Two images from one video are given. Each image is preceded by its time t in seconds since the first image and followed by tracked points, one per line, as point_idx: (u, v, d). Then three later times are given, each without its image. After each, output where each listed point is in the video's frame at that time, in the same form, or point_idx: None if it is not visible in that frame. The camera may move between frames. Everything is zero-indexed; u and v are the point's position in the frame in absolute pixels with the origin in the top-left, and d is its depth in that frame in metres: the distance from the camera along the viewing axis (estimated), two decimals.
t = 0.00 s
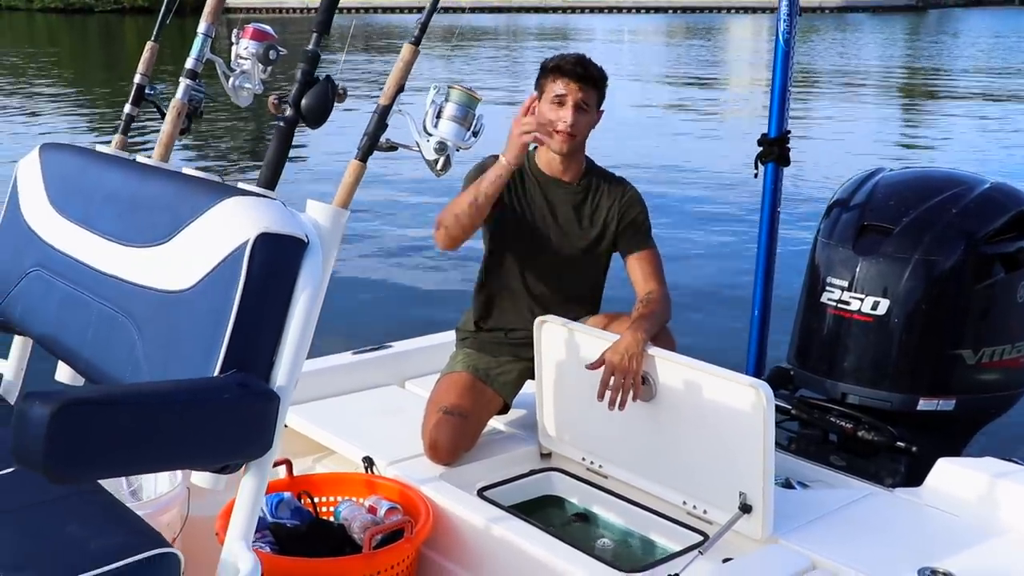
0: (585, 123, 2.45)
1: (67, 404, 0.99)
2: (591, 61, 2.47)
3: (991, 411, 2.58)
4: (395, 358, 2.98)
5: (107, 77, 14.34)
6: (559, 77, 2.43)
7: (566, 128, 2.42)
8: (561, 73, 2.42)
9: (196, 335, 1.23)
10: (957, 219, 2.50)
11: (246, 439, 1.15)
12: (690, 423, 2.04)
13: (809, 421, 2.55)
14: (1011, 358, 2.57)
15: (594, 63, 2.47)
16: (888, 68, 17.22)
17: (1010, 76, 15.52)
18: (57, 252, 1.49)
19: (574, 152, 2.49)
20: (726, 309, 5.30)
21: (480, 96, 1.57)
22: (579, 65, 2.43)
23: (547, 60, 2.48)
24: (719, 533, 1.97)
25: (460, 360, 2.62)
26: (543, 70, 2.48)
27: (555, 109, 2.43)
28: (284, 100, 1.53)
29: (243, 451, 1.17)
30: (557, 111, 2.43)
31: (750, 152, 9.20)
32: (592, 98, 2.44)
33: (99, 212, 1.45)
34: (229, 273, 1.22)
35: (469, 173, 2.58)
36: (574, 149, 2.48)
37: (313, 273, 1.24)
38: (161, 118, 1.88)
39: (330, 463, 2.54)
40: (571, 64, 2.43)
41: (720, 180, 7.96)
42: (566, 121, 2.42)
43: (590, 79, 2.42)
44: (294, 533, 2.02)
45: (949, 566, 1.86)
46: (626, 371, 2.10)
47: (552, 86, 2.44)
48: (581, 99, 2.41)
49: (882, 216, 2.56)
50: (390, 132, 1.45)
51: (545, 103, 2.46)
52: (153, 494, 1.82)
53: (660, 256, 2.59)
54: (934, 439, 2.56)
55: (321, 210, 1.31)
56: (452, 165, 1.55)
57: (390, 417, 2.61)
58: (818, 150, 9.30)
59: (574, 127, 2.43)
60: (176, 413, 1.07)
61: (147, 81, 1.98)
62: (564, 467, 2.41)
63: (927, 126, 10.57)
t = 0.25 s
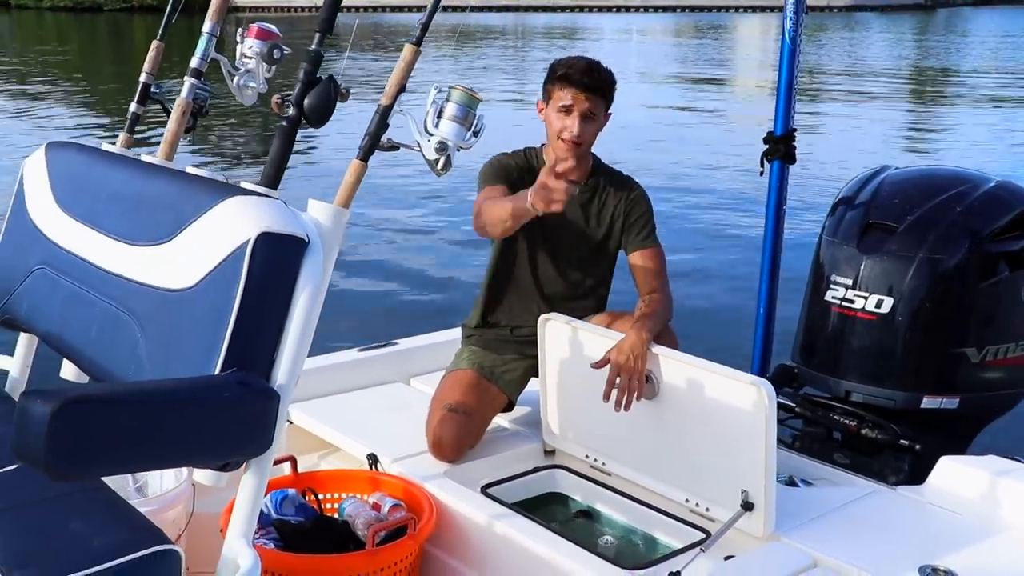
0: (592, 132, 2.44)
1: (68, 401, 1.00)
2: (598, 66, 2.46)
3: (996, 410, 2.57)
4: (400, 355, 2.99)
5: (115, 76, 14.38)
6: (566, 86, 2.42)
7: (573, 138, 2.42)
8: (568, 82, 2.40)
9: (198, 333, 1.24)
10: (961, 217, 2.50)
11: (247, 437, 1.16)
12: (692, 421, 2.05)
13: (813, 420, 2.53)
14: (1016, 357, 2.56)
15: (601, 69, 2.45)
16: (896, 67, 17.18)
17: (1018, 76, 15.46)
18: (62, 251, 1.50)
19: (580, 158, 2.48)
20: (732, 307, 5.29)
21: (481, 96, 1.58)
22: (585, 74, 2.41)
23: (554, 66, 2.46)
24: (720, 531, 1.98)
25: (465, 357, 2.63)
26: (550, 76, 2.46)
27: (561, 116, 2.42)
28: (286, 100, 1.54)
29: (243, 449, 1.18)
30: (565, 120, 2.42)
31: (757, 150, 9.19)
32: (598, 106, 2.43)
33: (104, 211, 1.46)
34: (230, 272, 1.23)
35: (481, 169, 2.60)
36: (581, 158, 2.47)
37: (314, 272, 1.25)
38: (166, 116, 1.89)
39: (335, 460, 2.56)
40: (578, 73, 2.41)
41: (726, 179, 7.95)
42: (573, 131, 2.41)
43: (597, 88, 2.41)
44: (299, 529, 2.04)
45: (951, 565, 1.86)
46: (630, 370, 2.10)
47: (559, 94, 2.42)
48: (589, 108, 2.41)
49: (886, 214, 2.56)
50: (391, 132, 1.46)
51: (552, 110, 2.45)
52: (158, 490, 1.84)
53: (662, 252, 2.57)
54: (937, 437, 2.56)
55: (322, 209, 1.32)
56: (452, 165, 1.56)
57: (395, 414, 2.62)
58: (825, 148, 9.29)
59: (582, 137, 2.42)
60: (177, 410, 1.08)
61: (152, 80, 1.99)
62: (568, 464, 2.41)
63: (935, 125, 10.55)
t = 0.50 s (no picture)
0: (573, 103, 2.44)
1: (62, 387, 1.00)
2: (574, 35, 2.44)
3: (993, 372, 2.58)
4: (398, 333, 3.00)
5: (105, 62, 14.31)
6: (540, 61, 2.43)
7: (548, 111, 2.44)
8: (538, 58, 2.42)
9: (190, 316, 1.25)
10: (955, 181, 2.50)
11: (241, 418, 1.17)
12: (688, 391, 2.06)
13: (811, 386, 2.56)
14: (1011, 319, 2.57)
15: (575, 40, 2.44)
16: (891, 32, 17.10)
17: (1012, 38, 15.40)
18: (54, 239, 1.50)
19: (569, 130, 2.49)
20: (728, 278, 5.30)
21: (467, 72, 1.58)
22: (554, 48, 2.41)
23: (533, 45, 2.48)
24: (719, 499, 1.99)
25: (463, 333, 2.63)
26: (530, 53, 2.49)
27: (538, 91, 2.45)
28: (274, 81, 1.54)
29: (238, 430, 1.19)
30: (541, 95, 2.45)
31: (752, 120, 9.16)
32: (573, 76, 2.42)
33: (94, 198, 1.46)
34: (221, 255, 1.23)
35: (477, 144, 2.60)
36: (567, 130, 2.48)
37: (304, 252, 1.26)
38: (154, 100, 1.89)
39: (336, 439, 2.57)
40: (547, 47, 2.42)
41: (721, 149, 7.93)
42: (547, 105, 2.44)
43: (567, 59, 2.41)
44: (301, 508, 2.06)
45: (948, 527, 1.88)
46: (626, 343, 2.10)
47: (534, 69, 2.45)
48: (560, 80, 2.41)
49: (880, 180, 2.56)
50: (378, 110, 1.45)
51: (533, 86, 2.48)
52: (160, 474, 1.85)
53: (660, 224, 2.57)
54: (935, 401, 2.57)
55: (310, 190, 1.32)
56: (440, 142, 1.56)
57: (394, 391, 2.64)
58: (820, 116, 9.26)
59: (556, 109, 2.44)
60: (170, 394, 1.09)
61: (140, 65, 1.98)
62: (567, 437, 2.43)
63: (930, 90, 10.51)
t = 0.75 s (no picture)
0: (574, 100, 2.45)
1: (56, 379, 1.00)
2: (572, 32, 2.45)
3: (990, 374, 2.57)
4: (396, 329, 3.00)
5: (105, 55, 14.29)
6: (540, 59, 2.42)
7: (553, 109, 2.43)
8: (539, 56, 2.41)
9: (185, 310, 1.25)
10: (954, 182, 2.49)
11: (235, 412, 1.17)
12: (685, 389, 2.06)
13: (808, 386, 2.56)
14: (1009, 321, 2.56)
15: (573, 36, 2.43)
16: (891, 32, 17.10)
17: (1012, 39, 15.40)
18: (51, 230, 1.50)
19: (569, 128, 2.49)
20: (726, 275, 5.30)
21: (464, 69, 1.57)
22: (555, 45, 2.41)
23: (528, 42, 2.48)
24: (714, 498, 1.99)
25: (460, 330, 2.63)
26: (526, 51, 2.48)
27: (540, 90, 2.44)
28: (271, 76, 1.54)
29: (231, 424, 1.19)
30: (543, 94, 2.44)
31: (751, 118, 9.15)
32: (577, 73, 2.43)
33: (91, 190, 1.46)
34: (216, 248, 1.23)
35: (473, 142, 2.60)
36: (568, 126, 2.48)
37: (299, 246, 1.26)
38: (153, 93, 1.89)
39: (332, 434, 2.58)
40: (547, 45, 2.41)
41: (720, 147, 7.93)
42: (551, 102, 2.43)
43: (568, 56, 2.41)
44: (296, 503, 2.06)
45: (943, 528, 1.88)
46: (623, 341, 2.11)
47: (535, 68, 2.44)
48: (563, 77, 2.41)
49: (879, 180, 2.56)
50: (374, 106, 1.45)
51: (532, 85, 2.47)
52: (156, 467, 1.85)
53: (657, 223, 2.57)
54: (930, 402, 2.57)
55: (307, 184, 1.32)
56: (436, 138, 1.56)
57: (391, 387, 2.64)
58: (819, 115, 9.25)
59: (561, 106, 2.43)
60: (164, 388, 1.09)
61: (139, 58, 1.97)
62: (563, 435, 2.43)
63: (930, 90, 10.51)
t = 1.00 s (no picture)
0: (576, 122, 2.46)
1: (58, 401, 1.01)
2: (570, 57, 2.47)
3: (995, 408, 2.56)
4: (399, 354, 3.00)
5: (115, 75, 14.39)
6: (541, 84, 2.44)
7: (557, 133, 2.45)
8: (540, 80, 2.43)
9: (188, 334, 1.25)
10: (959, 215, 2.49)
11: (235, 438, 1.17)
12: (687, 419, 2.05)
13: (811, 418, 2.55)
14: (1015, 354, 2.55)
15: (571, 61, 2.46)
16: (897, 61, 17.17)
17: (1018, 69, 15.45)
18: (58, 252, 1.51)
19: (572, 152, 2.51)
20: (729, 302, 5.30)
21: (469, 98, 1.58)
22: (554, 68, 2.43)
23: (527, 69, 2.50)
24: (715, 530, 1.98)
25: (463, 355, 2.63)
26: (525, 78, 2.50)
27: (543, 115, 2.46)
28: (278, 102, 1.55)
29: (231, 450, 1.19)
30: (546, 118, 2.45)
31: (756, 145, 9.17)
32: (577, 96, 2.45)
33: (98, 213, 1.47)
34: (220, 273, 1.24)
35: (477, 167, 2.59)
36: (571, 150, 2.49)
37: (302, 272, 1.26)
38: (161, 118, 1.90)
39: (333, 458, 2.58)
40: (547, 69, 2.43)
41: (725, 175, 7.95)
42: (555, 125, 2.44)
43: (569, 79, 2.43)
44: (295, 528, 2.05)
45: (945, 563, 1.86)
46: (626, 370, 2.11)
47: (536, 94, 2.46)
48: (565, 100, 2.43)
49: (883, 212, 2.56)
50: (380, 133, 1.46)
51: (533, 111, 2.49)
52: (155, 490, 1.85)
53: (659, 253, 2.58)
54: (934, 436, 2.56)
55: (311, 211, 1.33)
56: (441, 167, 1.57)
57: (393, 412, 2.63)
58: (824, 143, 9.27)
59: (565, 129, 2.44)
60: (165, 412, 1.09)
61: (148, 82, 1.99)
62: (565, 463, 2.42)
63: (935, 120, 10.53)
